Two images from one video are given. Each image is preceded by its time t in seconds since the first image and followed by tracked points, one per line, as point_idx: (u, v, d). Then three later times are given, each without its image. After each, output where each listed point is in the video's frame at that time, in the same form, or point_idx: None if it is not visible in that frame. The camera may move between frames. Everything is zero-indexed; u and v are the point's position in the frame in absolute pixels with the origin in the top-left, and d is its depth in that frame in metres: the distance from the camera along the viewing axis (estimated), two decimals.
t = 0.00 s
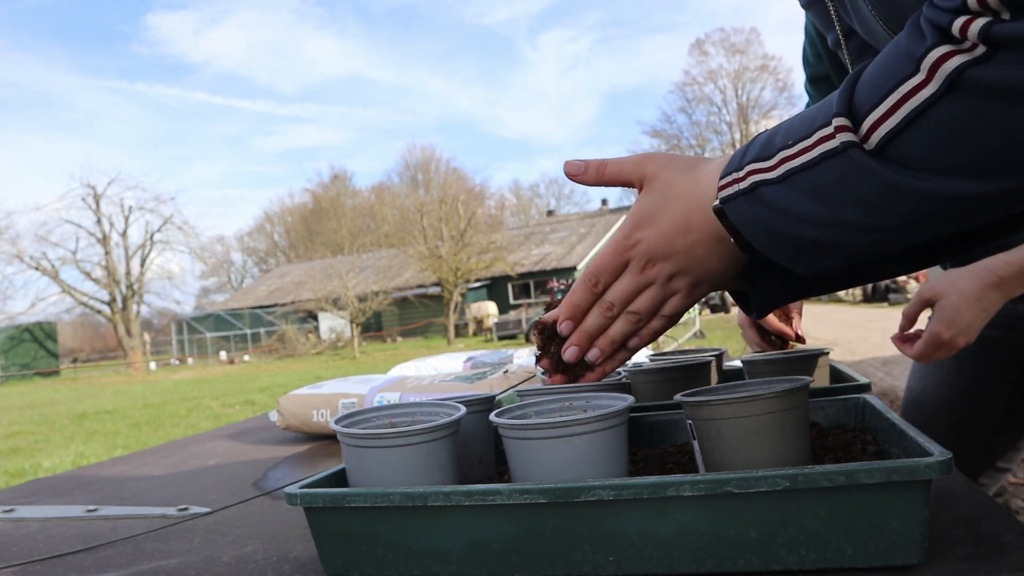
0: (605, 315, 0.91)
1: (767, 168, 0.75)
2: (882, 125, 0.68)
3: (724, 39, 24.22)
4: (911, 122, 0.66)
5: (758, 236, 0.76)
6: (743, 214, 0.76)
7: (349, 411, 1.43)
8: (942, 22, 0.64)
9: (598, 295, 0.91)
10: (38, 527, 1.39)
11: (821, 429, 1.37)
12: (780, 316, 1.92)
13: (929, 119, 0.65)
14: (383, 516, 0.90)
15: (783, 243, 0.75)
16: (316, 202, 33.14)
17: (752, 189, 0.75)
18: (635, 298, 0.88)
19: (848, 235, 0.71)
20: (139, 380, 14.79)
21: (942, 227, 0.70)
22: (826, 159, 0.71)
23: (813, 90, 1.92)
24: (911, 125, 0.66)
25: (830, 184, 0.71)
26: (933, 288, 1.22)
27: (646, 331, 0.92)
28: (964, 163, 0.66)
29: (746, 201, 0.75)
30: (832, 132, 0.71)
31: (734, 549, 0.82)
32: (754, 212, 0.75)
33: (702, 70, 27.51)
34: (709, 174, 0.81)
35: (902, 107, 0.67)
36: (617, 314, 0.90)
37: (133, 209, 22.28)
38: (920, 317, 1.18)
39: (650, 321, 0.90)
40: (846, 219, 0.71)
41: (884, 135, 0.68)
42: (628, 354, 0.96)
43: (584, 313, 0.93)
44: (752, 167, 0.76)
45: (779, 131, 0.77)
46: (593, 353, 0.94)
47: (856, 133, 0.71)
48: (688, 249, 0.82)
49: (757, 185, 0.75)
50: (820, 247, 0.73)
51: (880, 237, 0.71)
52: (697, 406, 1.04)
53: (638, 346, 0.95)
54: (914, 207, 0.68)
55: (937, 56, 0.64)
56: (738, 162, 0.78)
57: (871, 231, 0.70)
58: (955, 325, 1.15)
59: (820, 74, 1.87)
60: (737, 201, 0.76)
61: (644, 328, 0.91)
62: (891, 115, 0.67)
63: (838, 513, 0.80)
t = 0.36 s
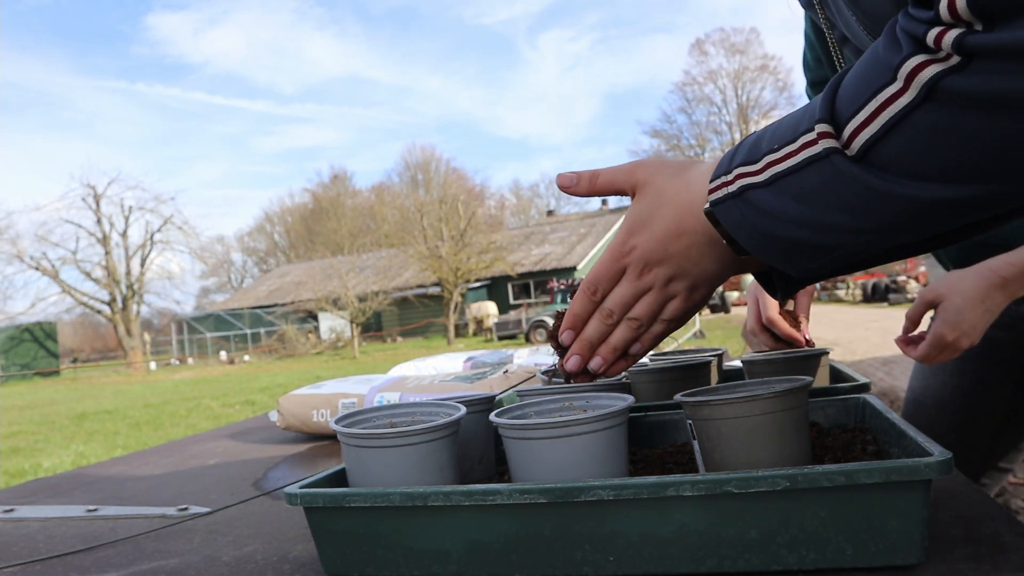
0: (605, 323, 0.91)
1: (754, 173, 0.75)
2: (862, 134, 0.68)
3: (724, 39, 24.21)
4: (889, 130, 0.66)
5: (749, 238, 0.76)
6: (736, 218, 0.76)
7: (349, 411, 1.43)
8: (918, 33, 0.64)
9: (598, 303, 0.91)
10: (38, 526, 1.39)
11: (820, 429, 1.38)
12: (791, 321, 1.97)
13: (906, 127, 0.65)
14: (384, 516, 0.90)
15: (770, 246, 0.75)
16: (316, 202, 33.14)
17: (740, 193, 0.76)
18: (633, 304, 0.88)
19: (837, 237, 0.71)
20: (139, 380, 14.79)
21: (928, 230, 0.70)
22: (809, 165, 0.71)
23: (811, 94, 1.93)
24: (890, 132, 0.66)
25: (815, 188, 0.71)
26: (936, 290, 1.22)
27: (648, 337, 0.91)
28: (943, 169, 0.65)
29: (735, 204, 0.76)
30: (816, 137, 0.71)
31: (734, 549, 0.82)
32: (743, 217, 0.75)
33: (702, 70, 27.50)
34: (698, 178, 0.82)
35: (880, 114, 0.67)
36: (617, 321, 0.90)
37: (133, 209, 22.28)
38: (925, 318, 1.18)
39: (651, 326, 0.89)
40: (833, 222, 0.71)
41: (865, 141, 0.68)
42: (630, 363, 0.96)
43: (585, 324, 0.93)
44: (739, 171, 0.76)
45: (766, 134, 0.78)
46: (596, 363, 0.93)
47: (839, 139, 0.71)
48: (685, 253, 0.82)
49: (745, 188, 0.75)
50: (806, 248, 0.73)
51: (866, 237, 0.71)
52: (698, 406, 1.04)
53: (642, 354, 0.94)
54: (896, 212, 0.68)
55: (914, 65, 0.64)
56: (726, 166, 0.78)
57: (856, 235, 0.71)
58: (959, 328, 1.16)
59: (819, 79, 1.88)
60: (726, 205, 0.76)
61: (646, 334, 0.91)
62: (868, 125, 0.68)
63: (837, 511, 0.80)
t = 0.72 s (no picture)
0: (612, 321, 0.90)
1: (746, 168, 0.75)
2: (838, 130, 0.68)
3: (724, 39, 24.20)
4: (862, 126, 0.66)
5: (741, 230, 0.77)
6: (732, 210, 0.76)
7: (349, 411, 1.43)
8: (879, 31, 0.64)
9: (603, 302, 0.90)
10: (38, 527, 1.39)
11: (821, 429, 1.38)
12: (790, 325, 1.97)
13: (879, 121, 0.65)
14: (383, 516, 0.90)
15: (765, 237, 0.75)
16: (316, 202, 33.14)
17: (735, 186, 0.76)
18: (639, 301, 0.87)
19: (819, 230, 0.72)
20: (139, 380, 14.78)
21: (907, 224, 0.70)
22: (792, 161, 0.71)
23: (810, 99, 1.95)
24: (861, 128, 0.66)
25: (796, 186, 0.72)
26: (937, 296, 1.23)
27: (654, 334, 0.90)
28: (913, 166, 0.65)
29: (727, 199, 0.76)
30: (796, 133, 0.72)
31: (734, 549, 0.82)
32: (735, 210, 0.76)
33: (702, 70, 27.47)
34: (698, 173, 0.82)
35: (853, 109, 0.67)
36: (624, 319, 0.89)
37: (133, 209, 22.25)
38: (925, 324, 1.19)
39: (658, 321, 0.89)
40: (814, 219, 0.71)
41: (843, 135, 0.68)
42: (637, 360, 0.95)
43: (591, 323, 0.93)
44: (733, 166, 0.76)
45: (758, 130, 0.77)
46: (603, 361, 0.93)
47: (818, 135, 0.71)
48: (691, 246, 0.82)
49: (739, 182, 0.75)
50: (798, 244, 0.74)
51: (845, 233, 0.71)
52: (697, 406, 1.04)
53: (648, 352, 0.93)
54: (876, 207, 0.68)
55: (878, 64, 0.64)
56: (722, 160, 0.79)
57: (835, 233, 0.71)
58: (961, 332, 1.16)
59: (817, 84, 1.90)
60: (721, 199, 0.77)
61: (652, 331, 0.90)
62: (843, 119, 0.68)
63: (834, 511, 0.80)
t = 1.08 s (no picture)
0: (615, 331, 0.90)
1: (748, 181, 0.75)
2: (823, 147, 0.68)
3: (724, 39, 24.22)
4: (846, 141, 0.66)
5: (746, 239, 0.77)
6: (740, 223, 0.76)
7: (349, 411, 1.43)
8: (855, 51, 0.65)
9: (606, 311, 0.90)
10: (38, 526, 1.39)
11: (820, 429, 1.38)
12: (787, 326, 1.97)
13: (859, 140, 0.65)
14: (381, 516, 0.90)
15: (767, 249, 0.76)
16: (316, 202, 33.14)
17: (736, 201, 0.76)
18: (643, 312, 0.88)
19: (812, 243, 0.72)
20: (139, 380, 14.77)
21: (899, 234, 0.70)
22: (786, 178, 0.72)
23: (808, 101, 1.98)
24: (849, 141, 0.66)
25: (792, 202, 0.72)
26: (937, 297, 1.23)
27: (656, 344, 0.91)
28: (896, 180, 0.65)
29: (733, 212, 0.76)
30: (788, 152, 0.72)
31: (734, 549, 0.82)
32: (736, 223, 0.77)
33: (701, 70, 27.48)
34: (706, 184, 0.82)
35: (835, 127, 0.67)
36: (626, 329, 0.90)
37: (133, 209, 22.24)
38: (924, 325, 1.19)
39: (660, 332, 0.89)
40: (810, 233, 0.72)
41: (829, 152, 0.68)
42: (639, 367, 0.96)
43: (594, 331, 0.93)
44: (733, 180, 0.77)
45: (757, 143, 0.78)
46: (605, 370, 0.93)
47: (807, 152, 0.71)
48: (696, 261, 0.82)
49: (741, 197, 0.76)
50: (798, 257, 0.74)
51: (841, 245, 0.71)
52: (698, 406, 1.04)
53: (649, 361, 0.94)
54: (869, 220, 0.68)
55: (854, 84, 0.65)
56: (724, 174, 0.79)
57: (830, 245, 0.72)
58: (959, 335, 1.17)
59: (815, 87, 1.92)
60: (730, 210, 0.77)
61: (653, 341, 0.91)
62: (829, 137, 0.68)
63: (831, 513, 0.80)
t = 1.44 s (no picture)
0: (619, 313, 0.93)
1: (759, 168, 0.74)
2: (835, 151, 0.68)
3: (724, 38, 24.22)
4: (860, 149, 0.67)
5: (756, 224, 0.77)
6: (745, 209, 0.76)
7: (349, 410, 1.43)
8: (869, 65, 0.64)
9: (611, 294, 0.92)
10: (38, 526, 1.39)
11: (821, 429, 1.38)
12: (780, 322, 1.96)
13: (873, 149, 0.66)
14: (381, 516, 0.90)
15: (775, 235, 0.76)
16: (316, 202, 33.14)
17: (741, 188, 0.76)
18: (648, 293, 0.90)
19: (821, 234, 0.73)
20: (139, 380, 14.78)
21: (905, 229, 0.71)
22: (793, 174, 0.71)
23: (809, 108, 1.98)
24: (865, 144, 0.66)
25: (800, 194, 0.71)
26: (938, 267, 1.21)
27: (660, 320, 0.94)
28: (908, 186, 0.66)
29: (740, 197, 0.76)
30: (796, 148, 0.71)
31: (735, 549, 0.82)
32: (744, 207, 0.76)
33: (701, 70, 27.47)
34: (713, 161, 0.80)
35: (848, 136, 0.67)
36: (631, 310, 0.93)
37: (133, 208, 22.22)
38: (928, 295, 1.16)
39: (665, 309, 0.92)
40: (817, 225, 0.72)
41: (843, 154, 0.68)
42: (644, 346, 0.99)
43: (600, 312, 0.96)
44: (741, 166, 0.75)
45: (768, 129, 0.77)
46: (613, 348, 0.98)
47: (819, 150, 0.71)
48: (700, 242, 0.83)
49: (748, 184, 0.75)
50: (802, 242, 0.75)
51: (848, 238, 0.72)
52: (698, 406, 1.04)
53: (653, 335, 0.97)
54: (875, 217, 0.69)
55: (869, 98, 0.64)
56: (731, 160, 0.77)
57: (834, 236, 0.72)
58: (968, 300, 1.14)
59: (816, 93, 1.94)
60: (737, 195, 0.76)
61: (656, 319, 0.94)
62: (841, 143, 0.68)
63: (832, 515, 0.80)
